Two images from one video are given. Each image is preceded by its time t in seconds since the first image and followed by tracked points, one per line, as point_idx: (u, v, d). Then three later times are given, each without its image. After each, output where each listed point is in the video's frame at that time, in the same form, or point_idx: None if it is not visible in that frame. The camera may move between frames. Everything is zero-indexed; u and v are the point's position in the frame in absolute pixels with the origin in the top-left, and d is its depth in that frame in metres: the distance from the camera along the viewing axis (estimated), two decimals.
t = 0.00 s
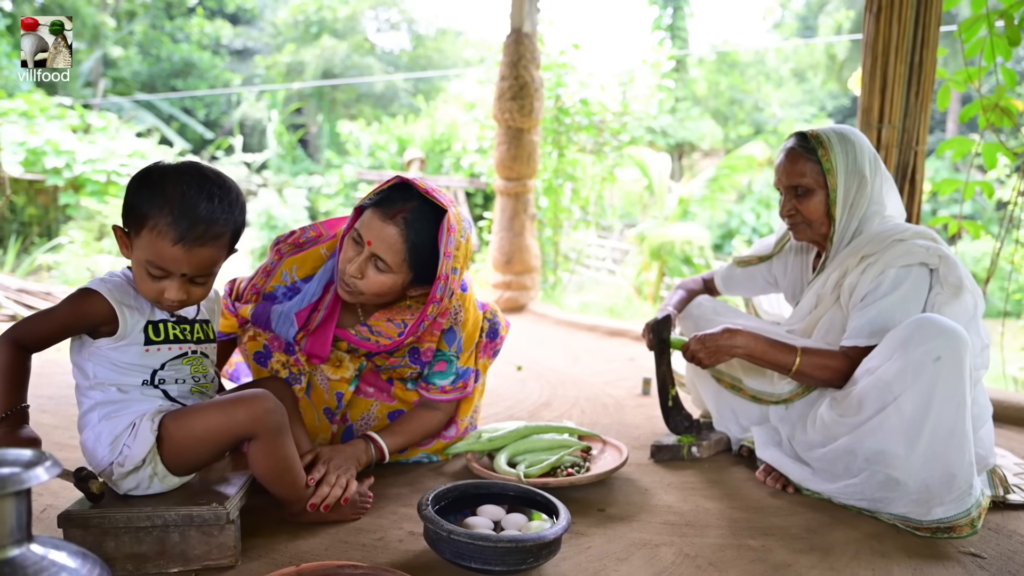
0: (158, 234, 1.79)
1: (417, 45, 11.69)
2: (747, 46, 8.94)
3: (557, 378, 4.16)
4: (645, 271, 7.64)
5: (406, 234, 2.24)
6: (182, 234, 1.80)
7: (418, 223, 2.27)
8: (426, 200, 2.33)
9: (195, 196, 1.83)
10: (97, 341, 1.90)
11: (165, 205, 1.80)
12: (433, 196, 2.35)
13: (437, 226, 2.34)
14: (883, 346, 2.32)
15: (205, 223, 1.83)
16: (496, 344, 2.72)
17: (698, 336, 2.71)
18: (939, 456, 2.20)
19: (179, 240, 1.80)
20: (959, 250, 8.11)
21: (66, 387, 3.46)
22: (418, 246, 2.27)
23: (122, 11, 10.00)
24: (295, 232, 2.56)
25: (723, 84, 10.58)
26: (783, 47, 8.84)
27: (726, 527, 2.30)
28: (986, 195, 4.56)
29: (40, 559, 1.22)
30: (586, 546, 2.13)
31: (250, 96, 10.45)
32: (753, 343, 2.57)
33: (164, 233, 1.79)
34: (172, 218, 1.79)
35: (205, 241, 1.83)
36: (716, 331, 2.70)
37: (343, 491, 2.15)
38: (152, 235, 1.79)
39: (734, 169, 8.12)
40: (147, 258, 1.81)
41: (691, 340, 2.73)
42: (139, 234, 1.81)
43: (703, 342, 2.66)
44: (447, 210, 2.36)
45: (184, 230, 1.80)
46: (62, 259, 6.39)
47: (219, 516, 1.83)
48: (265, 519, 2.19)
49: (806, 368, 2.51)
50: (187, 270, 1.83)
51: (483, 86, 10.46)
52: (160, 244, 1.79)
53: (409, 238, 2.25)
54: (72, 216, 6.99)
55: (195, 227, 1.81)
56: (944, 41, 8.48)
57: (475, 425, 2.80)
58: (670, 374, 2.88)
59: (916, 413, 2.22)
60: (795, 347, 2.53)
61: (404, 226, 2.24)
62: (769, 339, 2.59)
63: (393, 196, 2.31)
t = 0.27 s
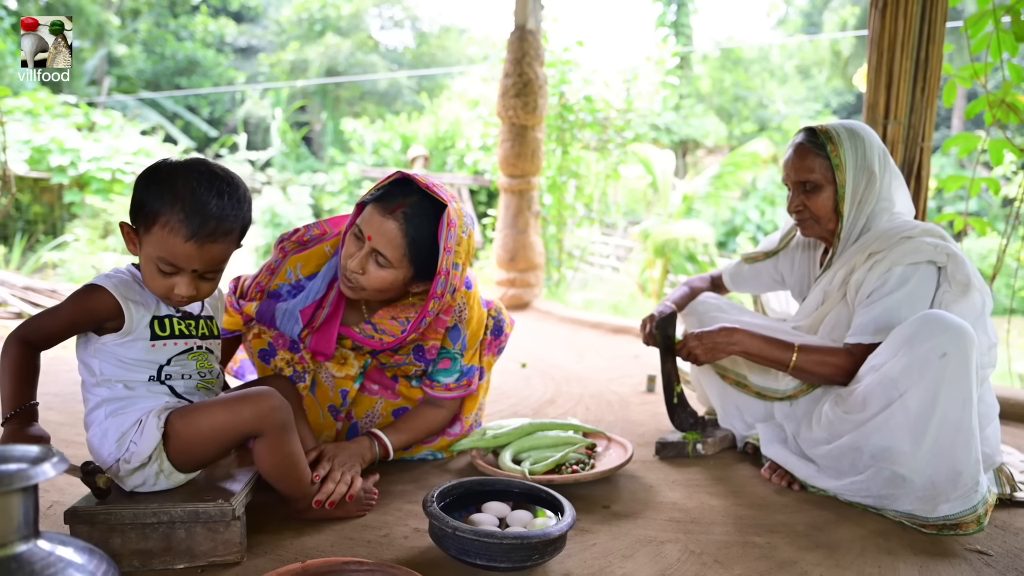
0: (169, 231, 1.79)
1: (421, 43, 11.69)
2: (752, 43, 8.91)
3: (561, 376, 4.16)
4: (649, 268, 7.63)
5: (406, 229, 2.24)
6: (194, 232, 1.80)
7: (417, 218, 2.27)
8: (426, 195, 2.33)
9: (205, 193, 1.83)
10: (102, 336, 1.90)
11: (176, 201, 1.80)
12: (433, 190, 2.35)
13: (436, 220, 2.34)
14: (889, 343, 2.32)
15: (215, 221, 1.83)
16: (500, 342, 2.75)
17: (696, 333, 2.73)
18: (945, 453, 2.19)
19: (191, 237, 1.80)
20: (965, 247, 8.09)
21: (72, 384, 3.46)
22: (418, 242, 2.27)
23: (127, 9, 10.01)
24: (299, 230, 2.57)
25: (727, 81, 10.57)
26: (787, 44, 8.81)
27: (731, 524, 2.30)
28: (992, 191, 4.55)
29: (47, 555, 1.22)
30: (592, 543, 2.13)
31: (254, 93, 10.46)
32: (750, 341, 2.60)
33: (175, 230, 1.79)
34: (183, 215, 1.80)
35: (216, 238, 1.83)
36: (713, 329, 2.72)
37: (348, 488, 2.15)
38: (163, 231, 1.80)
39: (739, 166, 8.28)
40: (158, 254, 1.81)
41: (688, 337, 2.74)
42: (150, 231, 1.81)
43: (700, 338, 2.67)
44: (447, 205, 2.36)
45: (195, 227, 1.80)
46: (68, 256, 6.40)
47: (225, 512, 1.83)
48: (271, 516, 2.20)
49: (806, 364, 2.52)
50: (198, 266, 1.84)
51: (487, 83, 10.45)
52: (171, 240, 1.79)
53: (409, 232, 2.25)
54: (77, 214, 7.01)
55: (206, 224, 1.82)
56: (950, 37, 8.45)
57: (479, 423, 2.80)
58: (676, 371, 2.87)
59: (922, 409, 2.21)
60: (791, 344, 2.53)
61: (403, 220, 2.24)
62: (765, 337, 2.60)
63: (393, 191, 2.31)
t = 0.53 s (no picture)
0: (174, 228, 1.80)
1: (423, 42, 11.69)
2: (754, 41, 8.90)
3: (564, 374, 4.15)
4: (651, 267, 7.62)
5: (409, 215, 2.25)
6: (198, 229, 1.81)
7: (420, 202, 2.28)
8: (428, 180, 2.33)
9: (209, 190, 1.83)
10: (102, 336, 1.90)
11: (180, 199, 1.80)
12: (435, 175, 2.35)
13: (438, 205, 2.33)
14: (892, 342, 2.31)
15: (219, 218, 1.83)
16: (503, 340, 2.74)
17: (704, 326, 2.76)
18: (948, 453, 2.19)
19: (195, 234, 1.80)
20: (968, 245, 8.07)
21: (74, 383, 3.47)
22: (422, 226, 2.28)
23: (129, 8, 10.01)
24: (301, 228, 2.58)
25: (729, 80, 10.56)
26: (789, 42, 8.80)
27: (733, 522, 2.30)
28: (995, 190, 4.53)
29: (50, 554, 1.22)
30: (594, 542, 2.13)
31: (256, 92, 10.45)
32: (756, 332, 2.60)
33: (180, 226, 1.79)
34: (187, 212, 1.80)
35: (220, 235, 1.84)
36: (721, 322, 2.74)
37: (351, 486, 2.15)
38: (168, 229, 1.80)
39: (741, 165, 8.18)
40: (162, 252, 1.81)
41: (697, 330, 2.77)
42: (154, 228, 1.81)
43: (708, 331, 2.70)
44: (449, 189, 2.37)
45: (200, 224, 1.81)
46: (70, 255, 6.40)
47: (227, 511, 1.83)
48: (272, 514, 2.20)
49: (811, 360, 2.51)
50: (203, 263, 1.84)
51: (489, 82, 10.44)
52: (176, 238, 1.80)
53: (412, 218, 2.25)
54: (79, 213, 7.01)
55: (210, 221, 1.82)
56: (953, 35, 8.43)
57: (481, 422, 2.80)
58: (678, 369, 2.87)
59: (925, 409, 2.21)
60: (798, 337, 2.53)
61: (407, 206, 2.25)
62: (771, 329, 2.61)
63: (395, 178, 2.32)
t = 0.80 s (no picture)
0: (179, 226, 1.80)
1: (424, 41, 11.70)
2: (755, 40, 8.89)
3: (565, 374, 4.15)
4: (652, 267, 7.62)
5: (406, 223, 2.24)
6: (203, 226, 1.81)
7: (417, 212, 2.27)
8: (426, 190, 2.34)
9: (213, 188, 1.84)
10: (103, 337, 1.90)
11: (184, 197, 1.81)
12: (433, 184, 2.35)
13: (436, 213, 2.33)
14: (894, 343, 2.31)
15: (224, 215, 1.84)
16: (504, 338, 2.74)
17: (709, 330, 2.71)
18: (949, 453, 2.19)
19: (200, 231, 1.81)
20: (968, 245, 8.07)
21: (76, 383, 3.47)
22: (418, 236, 2.27)
23: (130, 8, 10.01)
24: (302, 227, 2.57)
25: (729, 79, 10.56)
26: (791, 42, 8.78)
27: (734, 522, 2.30)
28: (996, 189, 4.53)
29: (51, 555, 1.22)
30: (595, 542, 2.13)
31: (257, 92, 10.46)
32: (764, 332, 2.57)
33: (185, 224, 1.80)
34: (192, 210, 1.80)
35: (225, 231, 1.84)
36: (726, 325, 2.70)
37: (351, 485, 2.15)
38: (173, 227, 1.80)
39: (741, 164, 8.24)
40: (167, 251, 1.81)
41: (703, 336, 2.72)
42: (158, 227, 1.81)
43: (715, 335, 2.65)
44: (447, 198, 2.36)
45: (205, 221, 1.81)
46: (71, 255, 6.40)
47: (228, 512, 1.83)
48: (273, 515, 2.20)
49: (817, 360, 2.50)
50: (208, 261, 1.84)
51: (490, 82, 10.45)
52: (181, 235, 1.80)
53: (409, 227, 2.24)
54: (80, 213, 7.02)
55: (215, 218, 1.82)
56: (954, 35, 8.44)
57: (482, 421, 2.80)
58: (680, 369, 2.86)
59: (927, 409, 2.20)
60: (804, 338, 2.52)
61: (404, 214, 2.24)
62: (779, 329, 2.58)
63: (393, 186, 2.31)
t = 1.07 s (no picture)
0: (182, 228, 1.80)
1: (425, 43, 11.71)
2: (756, 42, 8.89)
3: (566, 376, 4.15)
4: (653, 268, 7.62)
5: (405, 224, 2.23)
6: (207, 228, 1.81)
7: (417, 211, 2.27)
8: (425, 189, 2.33)
9: (215, 190, 1.84)
10: (109, 349, 1.89)
11: (187, 199, 1.81)
12: (433, 184, 2.35)
13: (436, 214, 2.33)
14: (894, 345, 2.31)
15: (226, 216, 1.84)
16: (505, 339, 2.74)
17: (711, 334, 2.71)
18: (950, 456, 2.18)
19: (204, 233, 1.81)
20: (970, 246, 8.07)
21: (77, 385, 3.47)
22: (418, 236, 2.27)
23: (131, 10, 10.03)
24: (303, 229, 2.57)
25: (730, 81, 10.57)
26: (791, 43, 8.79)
27: (736, 525, 2.30)
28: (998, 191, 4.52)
29: (52, 558, 1.23)
30: (596, 544, 2.13)
31: (258, 94, 10.47)
32: (766, 337, 2.55)
33: (188, 226, 1.80)
34: (195, 212, 1.80)
35: (228, 233, 1.84)
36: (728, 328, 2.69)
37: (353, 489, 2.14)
38: (176, 229, 1.80)
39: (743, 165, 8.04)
40: (170, 253, 1.81)
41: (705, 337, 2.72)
42: (161, 229, 1.81)
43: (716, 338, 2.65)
44: (446, 197, 2.36)
45: (208, 223, 1.81)
46: (72, 257, 6.41)
47: (229, 514, 1.83)
48: (274, 517, 2.20)
49: (819, 365, 2.49)
50: (212, 263, 1.85)
51: (491, 83, 10.45)
52: (185, 237, 1.80)
53: (409, 228, 2.24)
54: (81, 214, 7.03)
55: (218, 220, 1.83)
56: (955, 37, 8.44)
57: (484, 423, 2.80)
58: (681, 371, 2.86)
59: (928, 412, 2.20)
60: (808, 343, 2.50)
61: (403, 215, 2.23)
62: (782, 334, 2.56)
63: (393, 187, 2.31)
